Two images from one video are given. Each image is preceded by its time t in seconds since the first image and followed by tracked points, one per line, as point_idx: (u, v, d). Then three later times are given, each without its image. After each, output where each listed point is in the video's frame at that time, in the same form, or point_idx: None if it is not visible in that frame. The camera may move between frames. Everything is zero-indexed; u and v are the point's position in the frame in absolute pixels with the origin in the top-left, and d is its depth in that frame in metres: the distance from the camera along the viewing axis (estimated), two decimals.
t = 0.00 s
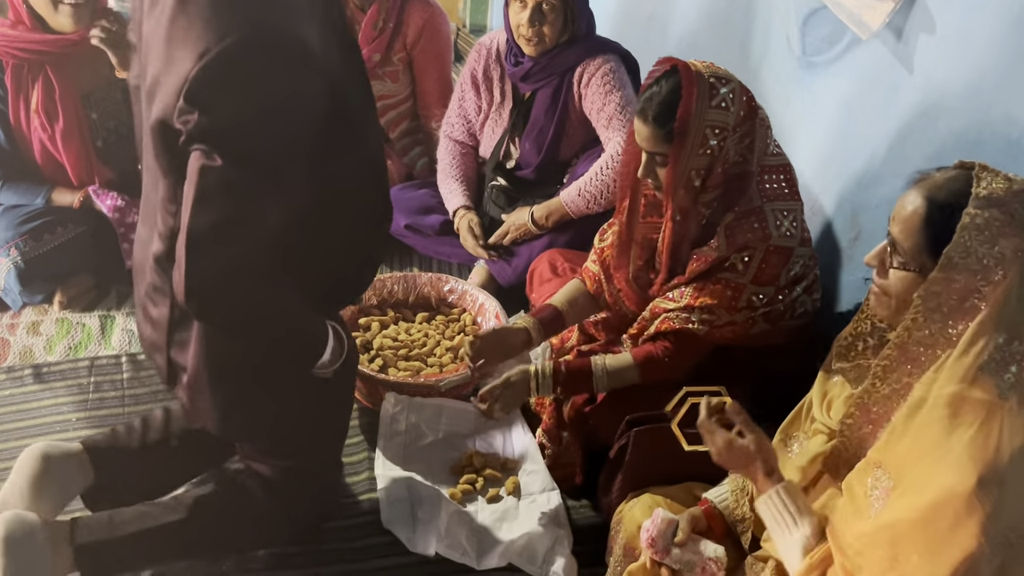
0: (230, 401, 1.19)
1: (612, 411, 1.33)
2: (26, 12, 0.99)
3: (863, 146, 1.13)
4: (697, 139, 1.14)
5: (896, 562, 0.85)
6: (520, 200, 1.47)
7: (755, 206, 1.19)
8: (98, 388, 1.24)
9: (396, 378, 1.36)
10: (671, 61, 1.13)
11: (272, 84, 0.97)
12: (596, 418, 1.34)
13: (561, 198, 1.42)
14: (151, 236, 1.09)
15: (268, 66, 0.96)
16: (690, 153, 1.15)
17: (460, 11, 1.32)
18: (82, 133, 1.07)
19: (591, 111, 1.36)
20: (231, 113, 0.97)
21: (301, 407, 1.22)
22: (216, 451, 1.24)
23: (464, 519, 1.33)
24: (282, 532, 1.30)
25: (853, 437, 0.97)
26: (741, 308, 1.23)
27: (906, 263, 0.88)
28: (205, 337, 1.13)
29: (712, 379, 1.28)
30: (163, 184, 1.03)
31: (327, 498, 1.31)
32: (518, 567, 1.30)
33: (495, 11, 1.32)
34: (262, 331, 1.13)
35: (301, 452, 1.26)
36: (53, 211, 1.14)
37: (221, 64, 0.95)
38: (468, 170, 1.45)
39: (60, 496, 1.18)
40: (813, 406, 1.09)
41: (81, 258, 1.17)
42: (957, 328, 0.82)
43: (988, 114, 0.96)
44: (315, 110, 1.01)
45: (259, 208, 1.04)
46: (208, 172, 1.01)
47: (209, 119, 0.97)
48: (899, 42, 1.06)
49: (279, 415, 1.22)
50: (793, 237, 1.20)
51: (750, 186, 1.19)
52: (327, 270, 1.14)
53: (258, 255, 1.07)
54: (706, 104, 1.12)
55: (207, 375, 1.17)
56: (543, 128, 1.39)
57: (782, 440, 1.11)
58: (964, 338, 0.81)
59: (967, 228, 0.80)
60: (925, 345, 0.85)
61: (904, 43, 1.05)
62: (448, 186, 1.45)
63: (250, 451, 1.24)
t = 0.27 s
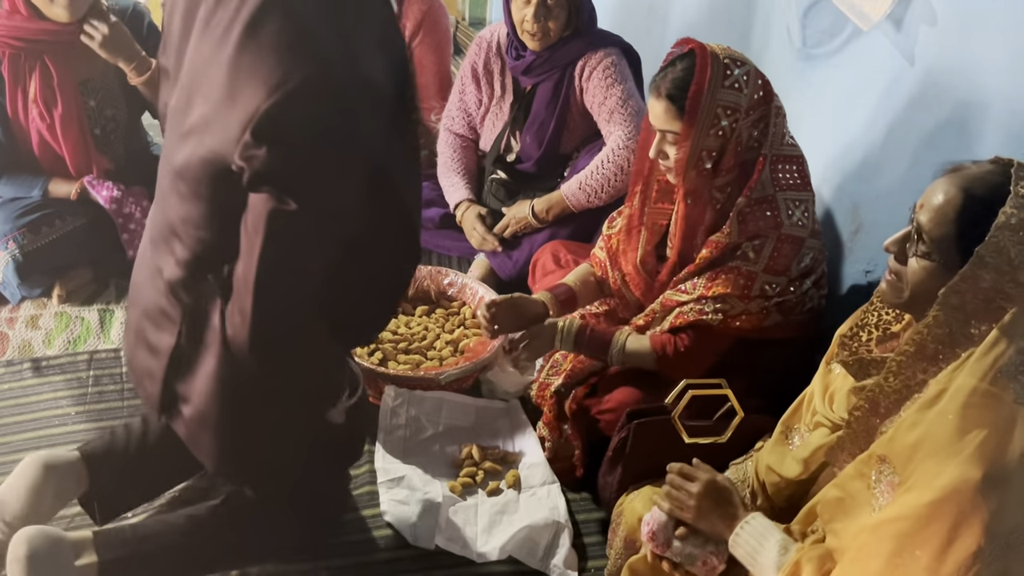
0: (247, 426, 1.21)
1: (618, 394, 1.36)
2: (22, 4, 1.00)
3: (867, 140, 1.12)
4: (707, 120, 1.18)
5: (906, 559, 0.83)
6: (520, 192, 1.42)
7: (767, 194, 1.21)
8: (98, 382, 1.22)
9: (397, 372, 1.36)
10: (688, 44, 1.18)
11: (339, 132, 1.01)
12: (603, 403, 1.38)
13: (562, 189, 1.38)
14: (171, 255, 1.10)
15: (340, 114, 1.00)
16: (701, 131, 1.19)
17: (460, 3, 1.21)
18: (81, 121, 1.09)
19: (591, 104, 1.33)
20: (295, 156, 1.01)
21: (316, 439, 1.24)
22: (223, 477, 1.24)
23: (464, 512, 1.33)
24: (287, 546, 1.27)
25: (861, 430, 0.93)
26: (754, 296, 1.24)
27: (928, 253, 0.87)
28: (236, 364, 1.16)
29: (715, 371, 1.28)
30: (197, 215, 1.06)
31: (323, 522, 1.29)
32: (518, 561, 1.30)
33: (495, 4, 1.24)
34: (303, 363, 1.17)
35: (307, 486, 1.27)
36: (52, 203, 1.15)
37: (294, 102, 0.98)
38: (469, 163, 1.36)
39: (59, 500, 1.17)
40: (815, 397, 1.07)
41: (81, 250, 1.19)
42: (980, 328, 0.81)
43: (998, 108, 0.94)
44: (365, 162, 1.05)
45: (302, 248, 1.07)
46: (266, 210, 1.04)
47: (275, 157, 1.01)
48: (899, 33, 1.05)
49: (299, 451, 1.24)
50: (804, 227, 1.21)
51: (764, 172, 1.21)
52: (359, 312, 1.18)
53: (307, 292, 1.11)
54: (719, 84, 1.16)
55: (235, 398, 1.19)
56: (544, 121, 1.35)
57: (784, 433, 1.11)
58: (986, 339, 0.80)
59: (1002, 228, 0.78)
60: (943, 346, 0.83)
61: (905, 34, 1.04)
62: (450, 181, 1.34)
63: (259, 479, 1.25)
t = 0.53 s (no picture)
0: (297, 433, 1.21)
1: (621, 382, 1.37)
2: None
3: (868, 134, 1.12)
4: (722, 106, 1.18)
5: (906, 551, 0.84)
6: (521, 183, 1.42)
7: (775, 184, 1.21)
8: (97, 376, 1.20)
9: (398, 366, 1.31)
10: (702, 32, 1.19)
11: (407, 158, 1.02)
12: (607, 394, 1.38)
13: (562, 180, 1.41)
14: (219, 264, 1.10)
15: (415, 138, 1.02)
16: (715, 118, 1.20)
17: None
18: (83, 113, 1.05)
19: (591, 98, 1.35)
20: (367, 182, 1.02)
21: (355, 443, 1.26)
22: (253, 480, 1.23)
23: (464, 505, 1.34)
24: (289, 543, 1.27)
25: (864, 423, 0.93)
26: (762, 287, 1.24)
27: (939, 246, 0.87)
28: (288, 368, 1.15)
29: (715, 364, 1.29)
30: (249, 236, 1.06)
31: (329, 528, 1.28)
32: (517, 554, 1.30)
33: None
34: (360, 375, 1.19)
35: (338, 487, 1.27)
36: (51, 194, 1.10)
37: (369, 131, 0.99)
38: (471, 155, 1.32)
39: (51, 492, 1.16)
40: (817, 389, 1.06)
41: (79, 242, 1.14)
42: (988, 326, 0.80)
43: (1003, 98, 0.93)
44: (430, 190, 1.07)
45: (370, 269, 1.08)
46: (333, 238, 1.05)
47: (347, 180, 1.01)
48: (900, 26, 1.05)
49: (341, 453, 1.25)
50: (811, 219, 1.21)
51: (772, 162, 1.20)
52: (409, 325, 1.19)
53: (372, 309, 1.12)
54: (734, 71, 1.16)
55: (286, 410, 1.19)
56: (544, 117, 1.37)
57: (784, 426, 1.11)
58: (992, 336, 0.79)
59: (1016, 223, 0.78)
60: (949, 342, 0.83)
61: (906, 26, 1.04)
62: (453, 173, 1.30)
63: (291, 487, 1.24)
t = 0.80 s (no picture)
0: (299, 429, 1.12)
1: (621, 377, 1.36)
2: None
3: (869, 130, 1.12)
4: (729, 100, 1.17)
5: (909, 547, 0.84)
6: (520, 183, 1.46)
7: (774, 177, 1.20)
8: (98, 371, 1.19)
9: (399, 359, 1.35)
10: (719, 22, 1.17)
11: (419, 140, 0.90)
12: (606, 387, 1.38)
13: (562, 181, 1.46)
14: (219, 258, 1.00)
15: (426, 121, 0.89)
16: (723, 110, 1.18)
17: None
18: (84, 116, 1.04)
19: (591, 96, 1.36)
20: (375, 171, 0.90)
21: (359, 442, 1.17)
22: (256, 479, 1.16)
23: (465, 500, 1.33)
24: (287, 539, 1.21)
25: (863, 420, 0.94)
26: (756, 282, 1.23)
27: (936, 243, 0.87)
28: (294, 359, 1.05)
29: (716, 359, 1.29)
30: (251, 228, 0.96)
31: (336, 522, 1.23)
32: (519, 549, 1.29)
33: None
34: (371, 369, 1.09)
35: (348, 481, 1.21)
36: (53, 193, 1.11)
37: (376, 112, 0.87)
38: (472, 153, 1.30)
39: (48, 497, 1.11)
40: (816, 385, 1.07)
41: (79, 240, 1.13)
42: (987, 322, 0.80)
43: (1003, 90, 0.93)
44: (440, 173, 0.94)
45: (379, 258, 0.96)
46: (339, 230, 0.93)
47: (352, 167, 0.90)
48: (901, 21, 1.05)
49: (347, 452, 1.18)
50: (809, 215, 1.21)
51: (775, 157, 1.19)
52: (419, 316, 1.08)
53: (383, 303, 1.01)
54: (744, 64, 1.15)
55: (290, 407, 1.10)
56: (545, 116, 1.37)
57: (785, 422, 1.11)
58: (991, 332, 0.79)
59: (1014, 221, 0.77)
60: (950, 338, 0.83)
61: (907, 21, 1.04)
62: (455, 172, 1.31)
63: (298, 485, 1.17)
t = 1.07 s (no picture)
0: (275, 396, 1.20)
1: (625, 374, 1.34)
2: None
3: (869, 126, 1.13)
4: (737, 91, 1.16)
5: (908, 546, 0.84)
6: (523, 180, 1.45)
7: (779, 171, 1.19)
8: (102, 367, 1.20)
9: (399, 354, 1.35)
10: (734, 11, 1.16)
11: (353, 95, 1.01)
12: (609, 384, 1.37)
13: (566, 179, 1.44)
14: (187, 227, 1.07)
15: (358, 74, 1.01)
16: (731, 99, 1.17)
17: None
18: (91, 120, 1.06)
19: (595, 92, 1.37)
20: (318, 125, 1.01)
21: (337, 408, 1.26)
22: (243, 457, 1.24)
23: (468, 496, 1.32)
24: (281, 528, 1.27)
25: (866, 418, 0.93)
26: (756, 273, 1.23)
27: (933, 236, 0.87)
28: (267, 326, 1.14)
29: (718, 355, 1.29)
30: (213, 187, 1.04)
31: (327, 509, 1.29)
32: (522, 544, 1.29)
33: None
34: (340, 328, 1.19)
35: (329, 454, 1.28)
36: (56, 188, 1.11)
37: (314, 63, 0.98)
38: (474, 150, 1.43)
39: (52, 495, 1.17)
40: (820, 382, 1.07)
41: (81, 236, 1.14)
42: (983, 316, 0.80)
43: (1006, 84, 0.93)
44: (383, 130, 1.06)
45: (330, 211, 1.07)
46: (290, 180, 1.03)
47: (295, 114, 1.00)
48: (905, 17, 1.05)
49: (320, 412, 1.24)
50: (813, 210, 1.20)
51: (780, 150, 1.18)
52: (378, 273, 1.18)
53: (342, 252, 1.12)
54: (755, 55, 1.14)
55: (261, 370, 1.18)
56: (548, 111, 1.40)
57: (788, 419, 1.11)
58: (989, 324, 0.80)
59: (1008, 214, 0.77)
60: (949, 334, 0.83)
61: (911, 17, 1.04)
62: (455, 166, 1.42)
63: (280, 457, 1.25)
